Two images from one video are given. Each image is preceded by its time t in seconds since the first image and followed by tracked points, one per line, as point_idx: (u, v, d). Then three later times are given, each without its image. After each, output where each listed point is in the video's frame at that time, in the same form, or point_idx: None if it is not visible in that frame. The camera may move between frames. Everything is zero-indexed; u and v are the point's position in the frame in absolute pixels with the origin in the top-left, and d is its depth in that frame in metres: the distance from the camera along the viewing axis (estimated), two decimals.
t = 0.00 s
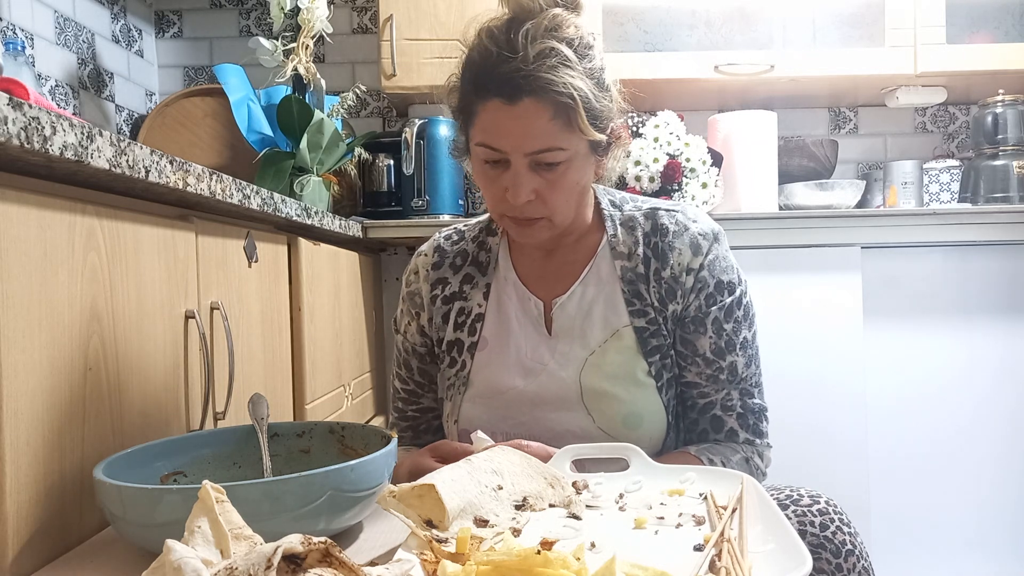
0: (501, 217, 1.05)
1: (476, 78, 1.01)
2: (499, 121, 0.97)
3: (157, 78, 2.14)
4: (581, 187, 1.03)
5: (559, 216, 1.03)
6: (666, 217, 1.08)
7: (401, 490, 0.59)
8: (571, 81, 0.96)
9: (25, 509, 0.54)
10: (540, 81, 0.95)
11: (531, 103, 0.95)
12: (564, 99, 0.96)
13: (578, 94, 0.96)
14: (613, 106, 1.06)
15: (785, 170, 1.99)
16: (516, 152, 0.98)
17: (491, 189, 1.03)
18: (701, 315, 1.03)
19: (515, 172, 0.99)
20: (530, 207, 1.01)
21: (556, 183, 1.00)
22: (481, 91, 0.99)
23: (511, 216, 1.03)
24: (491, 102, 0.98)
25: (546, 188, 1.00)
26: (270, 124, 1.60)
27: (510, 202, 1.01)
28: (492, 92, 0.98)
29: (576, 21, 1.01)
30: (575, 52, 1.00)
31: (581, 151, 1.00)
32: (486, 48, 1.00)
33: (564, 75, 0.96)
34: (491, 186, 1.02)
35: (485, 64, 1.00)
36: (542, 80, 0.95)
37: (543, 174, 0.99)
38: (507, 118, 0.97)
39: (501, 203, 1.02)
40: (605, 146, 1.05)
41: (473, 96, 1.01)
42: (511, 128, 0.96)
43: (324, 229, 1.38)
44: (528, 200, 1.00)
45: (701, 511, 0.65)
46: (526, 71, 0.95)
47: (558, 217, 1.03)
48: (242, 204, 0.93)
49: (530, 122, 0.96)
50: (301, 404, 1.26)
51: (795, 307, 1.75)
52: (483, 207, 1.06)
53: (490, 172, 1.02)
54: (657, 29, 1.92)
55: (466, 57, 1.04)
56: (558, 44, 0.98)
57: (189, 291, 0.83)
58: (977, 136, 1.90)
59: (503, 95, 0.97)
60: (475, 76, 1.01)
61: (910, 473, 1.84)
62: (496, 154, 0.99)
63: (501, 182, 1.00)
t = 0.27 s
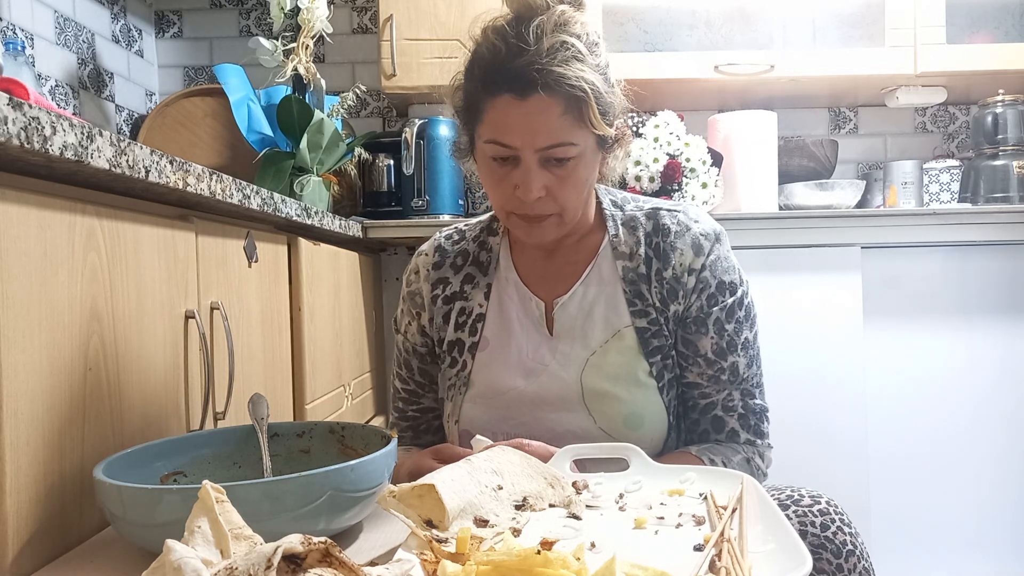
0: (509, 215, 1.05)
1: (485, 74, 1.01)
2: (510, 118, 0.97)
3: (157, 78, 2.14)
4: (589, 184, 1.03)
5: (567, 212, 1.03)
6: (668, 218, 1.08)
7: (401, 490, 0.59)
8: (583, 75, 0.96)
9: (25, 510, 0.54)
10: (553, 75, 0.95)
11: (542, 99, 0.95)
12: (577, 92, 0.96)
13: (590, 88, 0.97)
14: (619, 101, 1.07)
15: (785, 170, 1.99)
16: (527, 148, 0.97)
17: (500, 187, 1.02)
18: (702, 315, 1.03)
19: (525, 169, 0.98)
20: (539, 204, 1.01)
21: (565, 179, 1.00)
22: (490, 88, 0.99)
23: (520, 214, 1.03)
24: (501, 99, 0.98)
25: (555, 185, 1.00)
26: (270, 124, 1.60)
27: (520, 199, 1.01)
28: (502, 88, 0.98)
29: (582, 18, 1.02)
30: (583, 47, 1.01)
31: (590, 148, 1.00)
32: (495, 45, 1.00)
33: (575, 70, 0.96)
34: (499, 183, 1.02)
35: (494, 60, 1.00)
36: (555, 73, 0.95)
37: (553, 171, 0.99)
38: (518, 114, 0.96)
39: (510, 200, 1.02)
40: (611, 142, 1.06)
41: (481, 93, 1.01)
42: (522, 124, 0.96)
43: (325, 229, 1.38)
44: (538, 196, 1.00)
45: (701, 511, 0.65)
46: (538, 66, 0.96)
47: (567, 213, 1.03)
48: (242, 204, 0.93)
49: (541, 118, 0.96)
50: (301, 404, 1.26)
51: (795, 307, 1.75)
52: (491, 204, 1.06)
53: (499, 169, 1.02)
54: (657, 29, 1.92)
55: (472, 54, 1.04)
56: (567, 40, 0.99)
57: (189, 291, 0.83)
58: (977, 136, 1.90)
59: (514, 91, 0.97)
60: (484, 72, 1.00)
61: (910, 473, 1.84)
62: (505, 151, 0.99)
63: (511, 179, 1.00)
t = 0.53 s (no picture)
0: (510, 215, 1.05)
1: (485, 74, 1.01)
2: (511, 117, 0.97)
3: (156, 78, 2.14)
4: (589, 184, 1.03)
5: (568, 213, 1.03)
6: (667, 218, 1.08)
7: (401, 490, 0.59)
8: (583, 74, 0.97)
9: (25, 510, 0.54)
10: (554, 75, 0.95)
11: (543, 99, 0.95)
12: (577, 92, 0.96)
13: (590, 87, 0.97)
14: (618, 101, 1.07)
15: (785, 170, 1.99)
16: (528, 148, 0.97)
17: (500, 187, 1.02)
18: (702, 315, 1.03)
19: (526, 169, 0.98)
20: (541, 204, 1.01)
21: (567, 179, 1.00)
22: (491, 88, 0.99)
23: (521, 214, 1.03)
24: (502, 98, 0.98)
25: (556, 185, 1.00)
26: (270, 124, 1.60)
27: (521, 199, 1.01)
28: (503, 88, 0.98)
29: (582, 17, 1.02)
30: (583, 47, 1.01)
31: (590, 148, 1.00)
32: (495, 45, 1.00)
33: (576, 69, 0.96)
34: (500, 183, 1.02)
35: (495, 60, 0.99)
36: (556, 73, 0.95)
37: (554, 171, 0.99)
38: (519, 114, 0.97)
39: (512, 201, 1.02)
40: (611, 142, 1.06)
41: (481, 93, 1.01)
42: (523, 124, 0.96)
43: (324, 229, 1.38)
44: (540, 196, 1.00)
45: (701, 511, 0.65)
46: (539, 66, 0.96)
47: (568, 213, 1.03)
48: (242, 204, 0.93)
49: (543, 118, 0.96)
50: (301, 404, 1.26)
51: (794, 307, 1.75)
52: (491, 205, 1.06)
53: (500, 170, 1.02)
54: (657, 29, 1.92)
55: (472, 55, 1.04)
56: (567, 40, 0.99)
57: (189, 291, 0.83)
58: (977, 136, 1.90)
59: (515, 91, 0.97)
60: (484, 72, 1.00)
61: (910, 473, 1.85)
62: (506, 151, 0.99)
63: (512, 179, 1.00)
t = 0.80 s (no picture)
0: (506, 216, 1.05)
1: (476, 77, 1.01)
2: (503, 119, 0.97)
3: (157, 77, 2.14)
4: (584, 183, 1.03)
5: (563, 213, 1.03)
6: (666, 217, 1.08)
7: (401, 490, 0.59)
8: (573, 75, 0.96)
9: (25, 510, 0.54)
10: (542, 77, 0.95)
11: (534, 100, 0.95)
12: (567, 92, 0.96)
13: (580, 87, 0.97)
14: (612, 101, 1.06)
15: (785, 170, 1.99)
16: (521, 149, 0.97)
17: (495, 189, 1.02)
18: (700, 315, 1.03)
19: (520, 169, 0.98)
20: (535, 204, 1.01)
21: (560, 179, 1.00)
22: (483, 90, 0.99)
23: (516, 215, 1.03)
24: (493, 101, 0.98)
25: (550, 185, 1.00)
26: (270, 124, 1.60)
27: (515, 200, 1.01)
28: (494, 90, 0.98)
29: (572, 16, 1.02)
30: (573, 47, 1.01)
31: (584, 147, 1.00)
32: (485, 47, 1.00)
33: (565, 70, 0.96)
34: (495, 184, 1.02)
35: (486, 62, 0.99)
36: (544, 74, 0.95)
37: (547, 171, 0.99)
38: (511, 115, 0.97)
39: (506, 201, 1.02)
40: (605, 141, 1.06)
41: (474, 95, 1.01)
42: (515, 125, 0.96)
43: (324, 230, 1.38)
44: (534, 196, 1.00)
45: (701, 511, 0.65)
46: (528, 68, 0.95)
47: (563, 213, 1.03)
48: (242, 204, 0.93)
49: (534, 119, 0.96)
50: (301, 404, 1.26)
51: (794, 307, 1.75)
52: (487, 207, 1.06)
53: (494, 171, 1.02)
54: (657, 29, 1.92)
55: (463, 56, 1.04)
56: (556, 40, 0.98)
57: (189, 291, 0.83)
58: (977, 136, 1.90)
59: (505, 92, 0.97)
60: (475, 74, 1.01)
61: (910, 473, 1.85)
62: (500, 152, 0.99)
63: (506, 180, 1.00)
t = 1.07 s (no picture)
0: (499, 217, 1.05)
1: (463, 79, 1.01)
2: (490, 121, 0.97)
3: (157, 77, 2.14)
4: (577, 182, 1.03)
5: (557, 212, 1.03)
6: (665, 217, 1.08)
7: (401, 490, 0.59)
8: (557, 74, 0.96)
9: (25, 510, 0.54)
10: (526, 77, 0.95)
11: (520, 100, 0.95)
12: (552, 91, 0.96)
13: (565, 86, 0.96)
14: (602, 99, 1.06)
15: (785, 170, 1.99)
16: (509, 150, 0.97)
17: (487, 190, 1.03)
18: (700, 315, 1.03)
19: (510, 170, 0.98)
20: (527, 204, 1.01)
21: (552, 178, 1.00)
22: (471, 92, 0.99)
23: (509, 216, 1.03)
24: (480, 103, 0.98)
25: (542, 185, 1.00)
26: (270, 124, 1.60)
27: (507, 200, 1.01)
28: (480, 93, 0.98)
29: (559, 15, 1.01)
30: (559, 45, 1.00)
31: (574, 145, 1.00)
32: (472, 50, 1.01)
33: (549, 69, 0.96)
34: (487, 186, 1.02)
35: (472, 64, 1.00)
36: (528, 75, 0.95)
37: (538, 171, 0.99)
38: (498, 116, 0.97)
39: (498, 203, 1.02)
40: (596, 139, 1.05)
41: (462, 97, 1.01)
42: (503, 125, 0.96)
43: (324, 230, 1.38)
44: (525, 196, 1.00)
45: (701, 511, 0.65)
46: (512, 68, 0.96)
47: (556, 212, 1.03)
48: (242, 205, 0.93)
49: (521, 119, 0.96)
50: (301, 404, 1.26)
51: (795, 307, 1.75)
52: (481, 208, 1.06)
53: (486, 173, 1.02)
54: (657, 29, 1.92)
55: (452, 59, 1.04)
56: (541, 40, 0.98)
57: (189, 291, 0.83)
58: (977, 136, 1.91)
59: (492, 94, 0.97)
60: (463, 77, 1.01)
61: (910, 473, 1.85)
62: (489, 154, 0.99)
63: (497, 181, 1.00)
